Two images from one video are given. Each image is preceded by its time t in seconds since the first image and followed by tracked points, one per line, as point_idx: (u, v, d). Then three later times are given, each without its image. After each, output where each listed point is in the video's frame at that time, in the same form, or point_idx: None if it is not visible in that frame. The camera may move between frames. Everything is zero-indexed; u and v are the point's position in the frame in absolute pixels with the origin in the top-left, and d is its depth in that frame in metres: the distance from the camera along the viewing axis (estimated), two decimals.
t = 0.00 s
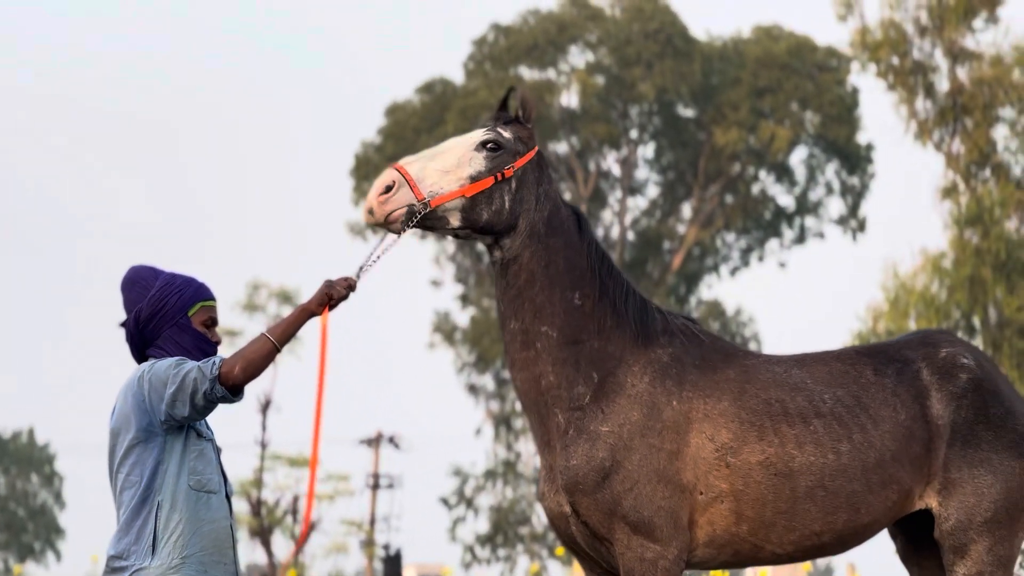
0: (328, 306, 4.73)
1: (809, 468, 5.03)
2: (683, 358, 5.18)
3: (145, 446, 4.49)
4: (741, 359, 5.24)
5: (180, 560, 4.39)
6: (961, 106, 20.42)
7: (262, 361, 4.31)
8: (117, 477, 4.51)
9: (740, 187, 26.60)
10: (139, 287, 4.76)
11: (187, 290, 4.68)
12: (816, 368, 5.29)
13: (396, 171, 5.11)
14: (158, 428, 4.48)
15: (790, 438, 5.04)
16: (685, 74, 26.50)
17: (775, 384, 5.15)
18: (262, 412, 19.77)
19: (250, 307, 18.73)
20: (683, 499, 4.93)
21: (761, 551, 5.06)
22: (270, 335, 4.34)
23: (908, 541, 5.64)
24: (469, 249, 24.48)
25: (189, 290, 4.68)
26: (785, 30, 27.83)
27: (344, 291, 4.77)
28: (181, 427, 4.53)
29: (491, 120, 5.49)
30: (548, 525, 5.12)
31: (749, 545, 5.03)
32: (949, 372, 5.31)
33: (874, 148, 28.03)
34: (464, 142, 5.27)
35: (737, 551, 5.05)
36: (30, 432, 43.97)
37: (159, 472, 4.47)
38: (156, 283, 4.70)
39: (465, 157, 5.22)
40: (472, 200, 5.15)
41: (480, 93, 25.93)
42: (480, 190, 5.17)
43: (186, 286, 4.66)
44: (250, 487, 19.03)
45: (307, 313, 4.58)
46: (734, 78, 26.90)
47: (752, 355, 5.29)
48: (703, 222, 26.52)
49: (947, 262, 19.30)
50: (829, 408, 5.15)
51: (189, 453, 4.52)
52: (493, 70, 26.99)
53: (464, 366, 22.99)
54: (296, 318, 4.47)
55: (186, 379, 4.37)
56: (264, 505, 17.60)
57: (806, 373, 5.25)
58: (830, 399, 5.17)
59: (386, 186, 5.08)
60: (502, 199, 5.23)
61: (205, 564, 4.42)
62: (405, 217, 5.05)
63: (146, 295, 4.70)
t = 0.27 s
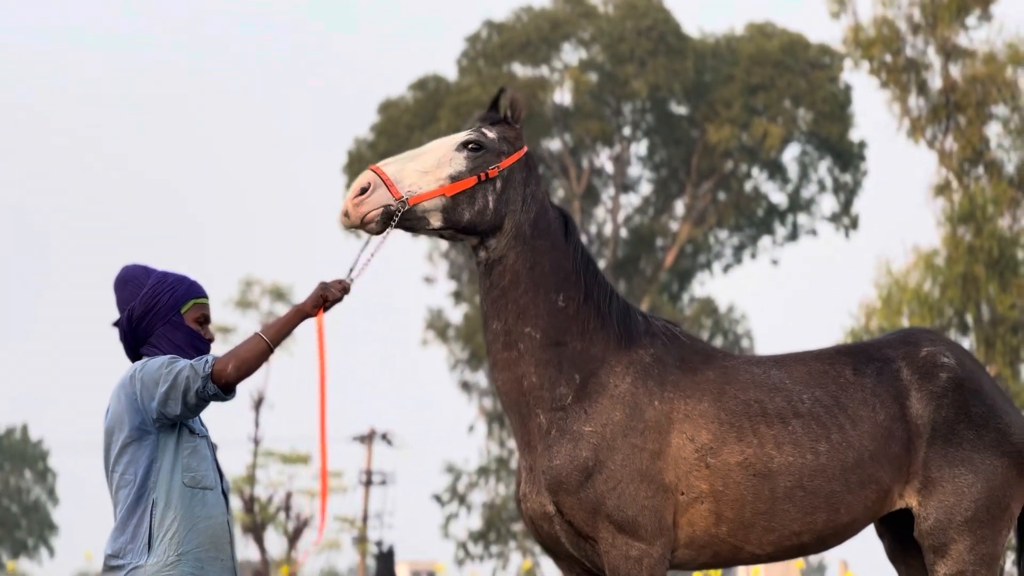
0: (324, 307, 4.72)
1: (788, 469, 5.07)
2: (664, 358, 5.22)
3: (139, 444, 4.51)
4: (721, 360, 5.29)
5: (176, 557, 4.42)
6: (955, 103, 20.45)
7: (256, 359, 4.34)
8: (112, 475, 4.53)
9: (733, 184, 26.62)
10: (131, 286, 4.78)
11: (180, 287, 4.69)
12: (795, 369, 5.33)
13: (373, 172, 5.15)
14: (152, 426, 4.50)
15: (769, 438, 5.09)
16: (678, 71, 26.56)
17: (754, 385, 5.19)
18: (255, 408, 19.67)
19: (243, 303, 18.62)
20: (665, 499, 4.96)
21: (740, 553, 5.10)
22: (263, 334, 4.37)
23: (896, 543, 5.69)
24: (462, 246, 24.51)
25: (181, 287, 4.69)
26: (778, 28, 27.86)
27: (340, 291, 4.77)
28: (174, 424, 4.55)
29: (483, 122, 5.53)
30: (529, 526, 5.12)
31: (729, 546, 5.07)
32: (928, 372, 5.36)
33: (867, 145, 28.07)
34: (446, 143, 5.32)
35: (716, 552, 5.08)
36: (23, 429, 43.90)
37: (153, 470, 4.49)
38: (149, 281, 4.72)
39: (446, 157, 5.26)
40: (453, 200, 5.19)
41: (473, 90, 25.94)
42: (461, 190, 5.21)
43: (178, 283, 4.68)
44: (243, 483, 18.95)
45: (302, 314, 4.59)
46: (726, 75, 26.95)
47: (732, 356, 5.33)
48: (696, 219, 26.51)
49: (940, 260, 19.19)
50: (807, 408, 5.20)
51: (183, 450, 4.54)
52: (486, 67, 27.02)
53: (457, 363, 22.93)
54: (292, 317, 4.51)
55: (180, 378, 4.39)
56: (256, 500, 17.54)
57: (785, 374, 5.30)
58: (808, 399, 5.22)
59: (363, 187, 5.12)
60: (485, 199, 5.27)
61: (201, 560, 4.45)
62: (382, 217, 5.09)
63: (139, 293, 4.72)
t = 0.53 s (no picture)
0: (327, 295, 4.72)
1: (774, 462, 5.08)
2: (651, 351, 5.22)
3: (140, 437, 4.50)
4: (706, 353, 5.29)
5: (177, 548, 4.43)
6: (948, 95, 20.45)
7: (264, 351, 4.37)
8: (112, 466, 4.53)
9: (726, 176, 26.60)
10: (125, 282, 4.78)
11: (174, 279, 4.69)
12: (781, 362, 5.34)
13: (360, 142, 5.17)
14: (153, 417, 4.50)
15: (754, 432, 5.10)
16: (671, 63, 26.57)
17: (738, 378, 5.20)
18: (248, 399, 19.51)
19: (236, 294, 18.47)
20: (652, 492, 4.96)
21: (726, 546, 5.12)
22: (270, 325, 4.41)
23: (885, 534, 5.71)
24: (454, 239, 24.54)
25: (175, 280, 4.69)
26: (771, 20, 27.85)
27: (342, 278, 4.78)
28: (175, 416, 4.55)
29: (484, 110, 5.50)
30: (515, 518, 5.11)
31: (714, 539, 5.09)
32: (914, 364, 5.37)
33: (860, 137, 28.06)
34: (440, 124, 5.33)
35: (701, 546, 5.10)
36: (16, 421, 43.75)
37: (154, 461, 4.49)
38: (143, 275, 4.72)
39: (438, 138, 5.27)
40: (439, 178, 5.19)
41: (466, 82, 25.91)
42: (448, 169, 5.20)
43: (172, 275, 4.67)
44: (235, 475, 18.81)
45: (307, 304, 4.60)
46: (720, 67, 26.95)
47: (717, 349, 5.34)
48: (689, 211, 26.54)
49: (933, 252, 19.05)
50: (792, 401, 5.20)
51: (183, 441, 4.54)
52: (479, 59, 27.02)
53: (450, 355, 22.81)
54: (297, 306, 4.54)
55: (185, 369, 4.40)
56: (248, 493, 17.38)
57: (770, 366, 5.29)
58: (792, 392, 5.23)
59: (347, 156, 5.14)
60: (473, 182, 5.26)
61: (201, 551, 4.47)
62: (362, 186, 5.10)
63: (133, 288, 4.71)
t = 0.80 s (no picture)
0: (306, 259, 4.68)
1: (763, 449, 5.11)
2: (642, 336, 5.20)
3: (137, 420, 4.52)
4: (696, 340, 5.29)
5: (175, 530, 4.45)
6: (939, 83, 20.50)
7: (262, 323, 4.38)
8: (108, 451, 4.54)
9: (718, 163, 26.62)
10: (115, 270, 4.76)
11: (164, 266, 4.69)
12: (770, 349, 5.37)
13: (346, 115, 5.21)
14: (151, 401, 4.51)
15: (743, 418, 5.11)
16: (662, 51, 26.55)
17: (729, 365, 5.22)
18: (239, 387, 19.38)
19: (228, 282, 18.36)
20: (643, 477, 4.93)
21: (711, 533, 5.14)
22: (261, 296, 4.42)
23: (870, 519, 5.76)
24: (445, 226, 24.63)
25: (166, 267, 4.69)
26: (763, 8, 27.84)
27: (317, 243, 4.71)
28: (172, 400, 4.58)
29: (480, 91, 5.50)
30: (501, 501, 5.05)
31: (701, 526, 5.11)
32: (904, 354, 5.43)
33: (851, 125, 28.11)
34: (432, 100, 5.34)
35: (688, 532, 5.12)
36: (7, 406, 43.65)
37: (152, 445, 4.52)
38: (133, 263, 4.71)
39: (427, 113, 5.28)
40: (421, 153, 5.19)
41: (457, 70, 25.87)
42: (430, 145, 5.20)
43: (162, 263, 4.68)
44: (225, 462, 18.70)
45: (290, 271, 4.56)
46: (711, 54, 26.91)
47: (707, 337, 5.34)
48: (681, 198, 26.59)
49: (923, 239, 18.87)
50: (782, 388, 5.24)
51: (180, 425, 4.57)
52: (470, 46, 27.00)
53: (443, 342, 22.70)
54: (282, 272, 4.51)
55: (183, 350, 4.40)
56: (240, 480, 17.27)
57: (760, 354, 5.33)
58: (783, 380, 5.26)
59: (331, 127, 5.19)
60: (458, 160, 5.25)
61: (199, 534, 4.50)
62: (340, 156, 5.14)
63: (123, 276, 4.71)
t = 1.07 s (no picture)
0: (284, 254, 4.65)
1: (753, 430, 5.13)
2: (631, 317, 5.20)
3: (118, 403, 4.51)
4: (686, 320, 5.30)
5: (158, 512, 4.45)
6: (928, 64, 20.50)
7: (235, 317, 4.36)
8: (91, 433, 4.54)
9: (706, 144, 26.60)
10: (102, 249, 4.73)
11: (152, 246, 4.67)
12: (759, 330, 5.40)
13: (320, 121, 5.16)
14: (132, 383, 4.50)
15: (734, 399, 5.13)
16: (651, 32, 26.37)
17: (718, 346, 5.23)
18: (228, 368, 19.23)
19: (216, 263, 18.21)
20: (634, 458, 4.92)
21: (702, 513, 5.16)
22: (235, 290, 4.40)
23: (856, 498, 5.80)
24: (434, 207, 24.57)
25: (153, 247, 4.67)
26: None
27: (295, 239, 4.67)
28: (153, 382, 4.56)
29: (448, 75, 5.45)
30: (491, 483, 5.04)
31: (692, 506, 5.12)
32: (890, 334, 5.49)
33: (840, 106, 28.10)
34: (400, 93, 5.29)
35: (679, 512, 5.13)
36: None
37: (134, 427, 4.51)
38: (119, 243, 4.69)
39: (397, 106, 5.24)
40: (398, 147, 5.16)
41: (446, 51, 25.79)
42: (406, 138, 5.17)
43: (150, 242, 4.66)
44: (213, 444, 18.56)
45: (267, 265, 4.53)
46: (700, 35, 26.80)
47: (696, 317, 5.35)
48: (669, 178, 26.61)
49: (911, 220, 18.38)
50: (772, 368, 5.27)
51: (162, 407, 4.56)
52: (460, 27, 26.93)
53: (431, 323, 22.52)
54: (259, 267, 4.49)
55: (159, 337, 4.37)
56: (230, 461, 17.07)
57: (749, 334, 5.36)
58: (771, 360, 5.29)
59: (306, 135, 5.14)
60: (435, 149, 5.22)
61: (183, 516, 4.50)
62: (320, 162, 5.09)
63: (111, 255, 4.68)
